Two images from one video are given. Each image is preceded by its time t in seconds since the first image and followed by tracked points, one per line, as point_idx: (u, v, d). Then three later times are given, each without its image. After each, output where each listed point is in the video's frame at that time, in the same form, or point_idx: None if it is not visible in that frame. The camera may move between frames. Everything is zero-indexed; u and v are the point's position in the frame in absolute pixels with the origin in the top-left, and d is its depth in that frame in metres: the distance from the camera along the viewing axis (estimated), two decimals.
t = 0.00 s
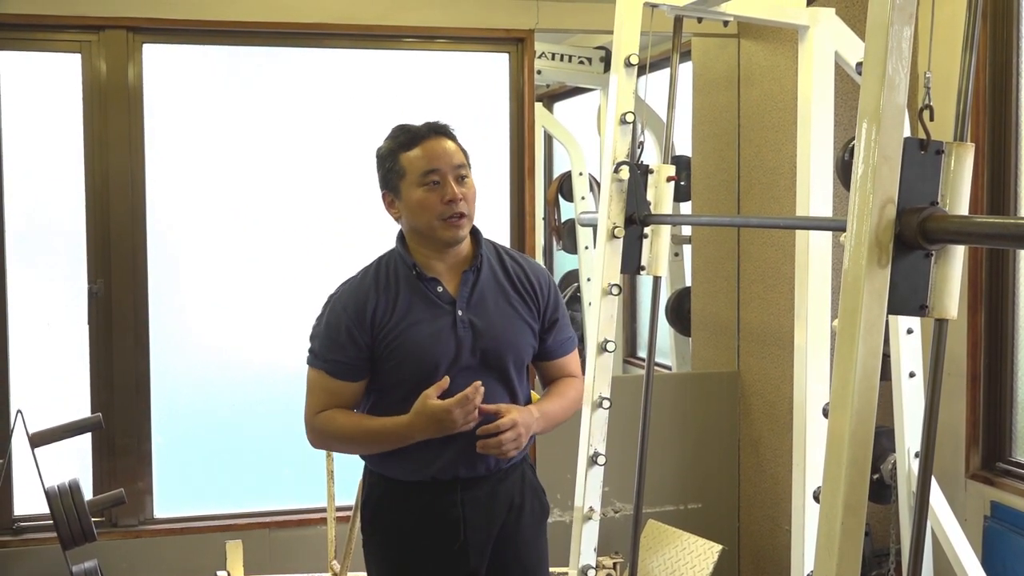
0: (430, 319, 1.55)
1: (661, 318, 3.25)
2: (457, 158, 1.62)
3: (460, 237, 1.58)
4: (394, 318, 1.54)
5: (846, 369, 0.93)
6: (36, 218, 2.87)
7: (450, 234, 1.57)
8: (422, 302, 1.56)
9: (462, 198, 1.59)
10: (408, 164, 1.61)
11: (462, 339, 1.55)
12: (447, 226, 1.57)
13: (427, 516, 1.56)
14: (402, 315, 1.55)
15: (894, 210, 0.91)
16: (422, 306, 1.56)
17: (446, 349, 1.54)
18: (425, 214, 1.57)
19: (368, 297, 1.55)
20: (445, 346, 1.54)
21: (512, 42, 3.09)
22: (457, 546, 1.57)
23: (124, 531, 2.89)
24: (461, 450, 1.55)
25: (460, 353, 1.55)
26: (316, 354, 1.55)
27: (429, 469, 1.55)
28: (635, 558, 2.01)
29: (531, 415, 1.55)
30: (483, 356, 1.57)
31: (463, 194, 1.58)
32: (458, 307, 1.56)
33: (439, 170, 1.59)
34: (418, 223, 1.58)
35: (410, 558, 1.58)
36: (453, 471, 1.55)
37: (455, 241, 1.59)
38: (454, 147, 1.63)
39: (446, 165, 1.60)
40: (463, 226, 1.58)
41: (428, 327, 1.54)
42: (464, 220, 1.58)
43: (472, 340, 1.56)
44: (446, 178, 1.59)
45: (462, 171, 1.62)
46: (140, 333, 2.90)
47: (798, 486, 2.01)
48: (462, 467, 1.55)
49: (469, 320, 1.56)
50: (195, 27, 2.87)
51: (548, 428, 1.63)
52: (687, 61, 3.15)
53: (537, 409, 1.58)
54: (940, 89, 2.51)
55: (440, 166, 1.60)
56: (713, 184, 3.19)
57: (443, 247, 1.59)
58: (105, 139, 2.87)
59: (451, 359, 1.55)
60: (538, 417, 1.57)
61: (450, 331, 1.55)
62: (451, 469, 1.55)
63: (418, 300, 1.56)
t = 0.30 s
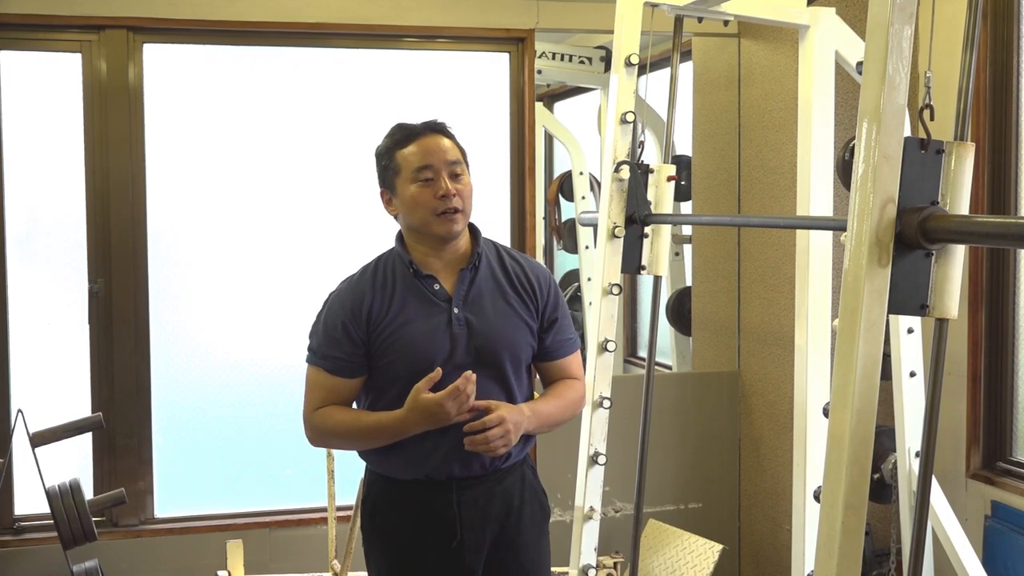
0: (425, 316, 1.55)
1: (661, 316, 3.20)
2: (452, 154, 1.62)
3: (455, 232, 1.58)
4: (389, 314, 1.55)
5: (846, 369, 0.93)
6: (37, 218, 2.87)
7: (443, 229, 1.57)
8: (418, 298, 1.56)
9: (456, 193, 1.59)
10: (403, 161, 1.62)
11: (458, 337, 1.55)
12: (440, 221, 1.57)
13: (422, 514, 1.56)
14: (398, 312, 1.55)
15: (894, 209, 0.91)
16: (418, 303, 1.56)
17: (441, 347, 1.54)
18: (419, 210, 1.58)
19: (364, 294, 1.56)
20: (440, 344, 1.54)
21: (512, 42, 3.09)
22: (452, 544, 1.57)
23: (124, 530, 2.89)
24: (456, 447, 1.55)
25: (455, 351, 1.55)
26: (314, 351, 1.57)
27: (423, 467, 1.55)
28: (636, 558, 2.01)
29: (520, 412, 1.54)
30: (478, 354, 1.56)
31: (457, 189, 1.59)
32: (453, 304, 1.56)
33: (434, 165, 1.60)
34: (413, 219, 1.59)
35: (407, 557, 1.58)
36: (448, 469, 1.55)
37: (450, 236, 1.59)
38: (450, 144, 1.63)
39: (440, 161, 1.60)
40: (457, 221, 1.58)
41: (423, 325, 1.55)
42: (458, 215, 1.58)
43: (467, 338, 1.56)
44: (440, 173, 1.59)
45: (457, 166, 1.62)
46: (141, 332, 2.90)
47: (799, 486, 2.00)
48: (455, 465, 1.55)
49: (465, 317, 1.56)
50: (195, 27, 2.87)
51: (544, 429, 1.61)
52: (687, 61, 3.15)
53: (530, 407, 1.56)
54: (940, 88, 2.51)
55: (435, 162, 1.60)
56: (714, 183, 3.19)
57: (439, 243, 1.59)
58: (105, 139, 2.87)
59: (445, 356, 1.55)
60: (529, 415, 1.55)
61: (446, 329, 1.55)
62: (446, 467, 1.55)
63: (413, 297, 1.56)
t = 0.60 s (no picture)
0: (423, 313, 1.55)
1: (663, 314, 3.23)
2: (450, 150, 1.62)
3: (453, 228, 1.59)
4: (386, 312, 1.55)
5: (848, 369, 0.93)
6: (39, 217, 2.87)
7: (442, 226, 1.58)
8: (415, 296, 1.56)
9: (455, 189, 1.59)
10: (401, 158, 1.62)
11: (456, 334, 1.55)
12: (438, 217, 1.58)
13: (424, 512, 1.57)
14: (395, 309, 1.55)
15: (896, 209, 0.91)
16: (415, 300, 1.56)
17: (439, 344, 1.54)
18: (417, 207, 1.58)
19: (362, 292, 1.57)
20: (438, 342, 1.54)
21: (513, 41, 3.09)
22: (452, 543, 1.57)
23: (125, 529, 2.89)
24: (455, 445, 1.55)
25: (454, 348, 1.55)
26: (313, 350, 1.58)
27: (422, 465, 1.55)
28: (637, 557, 2.01)
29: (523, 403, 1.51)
30: (477, 351, 1.56)
31: (455, 185, 1.59)
32: (451, 302, 1.56)
33: (431, 161, 1.60)
34: (412, 216, 1.59)
35: (407, 555, 1.58)
36: (447, 468, 1.55)
37: (449, 232, 1.59)
38: (448, 141, 1.63)
39: (437, 157, 1.61)
40: (456, 216, 1.59)
41: (421, 322, 1.55)
42: (456, 211, 1.59)
43: (466, 335, 1.55)
44: (438, 169, 1.60)
45: (455, 162, 1.62)
46: (142, 331, 2.90)
47: (800, 485, 2.00)
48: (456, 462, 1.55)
49: (463, 315, 1.56)
50: (197, 26, 2.87)
51: (547, 424, 1.59)
52: (688, 60, 3.15)
53: (534, 402, 1.54)
54: (943, 87, 2.51)
55: (432, 159, 1.61)
56: (716, 182, 3.19)
57: (438, 240, 1.60)
58: (107, 138, 2.87)
59: (444, 354, 1.54)
60: (532, 409, 1.53)
61: (444, 327, 1.55)
62: (445, 465, 1.55)
63: (411, 294, 1.56)
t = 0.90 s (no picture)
0: (424, 311, 1.55)
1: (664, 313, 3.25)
2: (452, 149, 1.62)
3: (454, 226, 1.58)
4: (387, 309, 1.56)
5: (849, 367, 0.93)
6: (40, 215, 2.87)
7: (442, 223, 1.57)
8: (417, 295, 1.57)
9: (456, 187, 1.59)
10: (403, 156, 1.63)
11: (457, 332, 1.54)
12: (438, 214, 1.57)
13: (428, 513, 1.56)
14: (396, 307, 1.56)
15: (898, 208, 0.91)
16: (417, 299, 1.56)
17: (440, 342, 1.54)
18: (418, 204, 1.58)
19: (363, 289, 1.58)
20: (439, 339, 1.54)
21: (514, 41, 3.09)
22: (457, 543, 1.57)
23: (126, 528, 2.89)
24: (459, 446, 1.54)
25: (456, 346, 1.54)
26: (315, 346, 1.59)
27: (427, 465, 1.55)
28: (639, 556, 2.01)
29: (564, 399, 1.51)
30: (480, 349, 1.56)
31: (456, 183, 1.59)
32: (453, 299, 1.56)
33: (433, 160, 1.60)
34: (413, 213, 1.59)
35: (412, 555, 1.58)
36: (452, 469, 1.55)
37: (450, 230, 1.59)
38: (451, 139, 1.63)
39: (439, 155, 1.61)
40: (457, 214, 1.58)
41: (421, 319, 1.55)
42: (457, 208, 1.58)
43: (468, 333, 1.55)
44: (439, 167, 1.60)
45: (457, 160, 1.62)
46: (144, 331, 2.90)
47: (802, 485, 2.00)
48: (460, 461, 1.55)
49: (465, 313, 1.56)
50: (198, 25, 2.87)
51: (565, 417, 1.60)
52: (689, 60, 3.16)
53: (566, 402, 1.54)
54: (945, 87, 2.51)
55: (434, 157, 1.61)
56: (717, 182, 3.19)
57: (439, 238, 1.59)
58: (108, 137, 2.87)
59: (445, 352, 1.54)
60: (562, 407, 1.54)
61: (445, 325, 1.55)
62: (450, 464, 1.54)
63: (413, 292, 1.57)
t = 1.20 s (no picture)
0: (426, 314, 1.55)
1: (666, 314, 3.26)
2: (453, 152, 1.61)
3: (454, 231, 1.58)
4: (390, 312, 1.56)
5: (851, 367, 0.93)
6: (41, 214, 2.87)
7: (442, 230, 1.57)
8: (420, 297, 1.56)
9: (456, 192, 1.58)
10: (403, 161, 1.62)
11: (459, 336, 1.55)
12: (439, 220, 1.57)
13: (429, 513, 1.57)
14: (399, 310, 1.56)
15: (900, 208, 0.91)
16: (419, 302, 1.56)
17: (442, 346, 1.54)
18: (418, 210, 1.58)
19: (367, 291, 1.58)
20: (441, 343, 1.54)
21: (516, 41, 3.09)
22: (457, 543, 1.57)
23: (128, 528, 2.89)
24: (459, 447, 1.54)
25: (457, 350, 1.55)
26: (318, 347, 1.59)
27: (428, 466, 1.55)
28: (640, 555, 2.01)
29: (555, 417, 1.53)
30: (481, 353, 1.56)
31: (456, 188, 1.58)
32: (455, 303, 1.56)
33: (433, 165, 1.59)
34: (414, 219, 1.59)
35: (411, 554, 1.58)
36: (451, 469, 1.55)
37: (451, 235, 1.58)
38: (452, 142, 1.62)
39: (439, 160, 1.59)
40: (457, 219, 1.58)
41: (424, 322, 1.55)
42: (457, 214, 1.58)
43: (470, 337, 1.55)
44: (439, 173, 1.58)
45: (457, 164, 1.60)
46: (145, 331, 2.90)
47: (803, 485, 2.00)
48: (461, 463, 1.55)
49: (467, 316, 1.56)
50: (200, 25, 2.87)
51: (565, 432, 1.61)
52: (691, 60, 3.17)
53: (559, 415, 1.56)
54: (946, 87, 2.51)
55: (434, 161, 1.59)
56: (719, 182, 3.20)
57: (440, 242, 1.59)
58: (110, 137, 2.86)
59: (447, 355, 1.54)
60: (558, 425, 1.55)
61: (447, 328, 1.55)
62: (451, 466, 1.55)
63: (416, 295, 1.56)
